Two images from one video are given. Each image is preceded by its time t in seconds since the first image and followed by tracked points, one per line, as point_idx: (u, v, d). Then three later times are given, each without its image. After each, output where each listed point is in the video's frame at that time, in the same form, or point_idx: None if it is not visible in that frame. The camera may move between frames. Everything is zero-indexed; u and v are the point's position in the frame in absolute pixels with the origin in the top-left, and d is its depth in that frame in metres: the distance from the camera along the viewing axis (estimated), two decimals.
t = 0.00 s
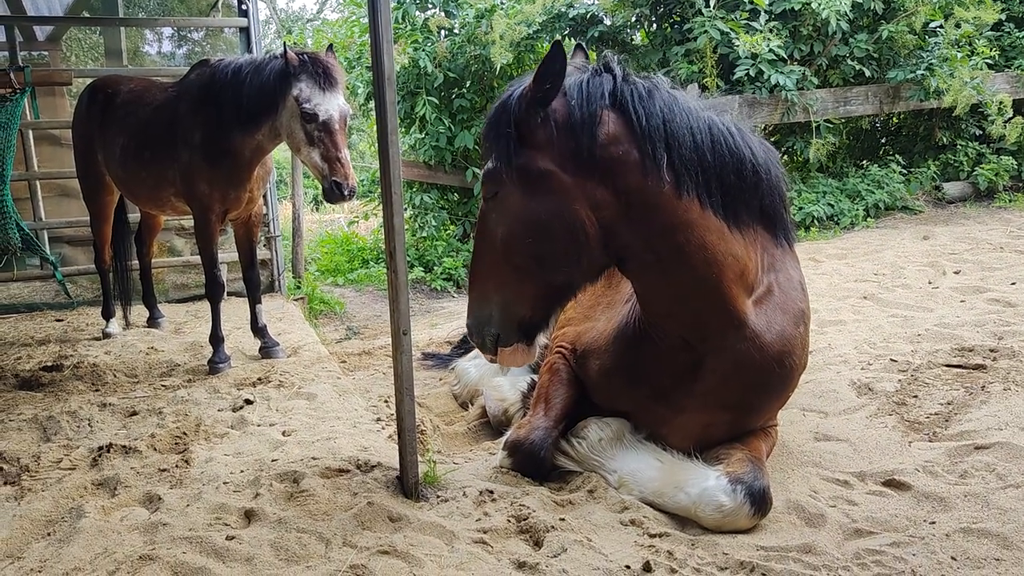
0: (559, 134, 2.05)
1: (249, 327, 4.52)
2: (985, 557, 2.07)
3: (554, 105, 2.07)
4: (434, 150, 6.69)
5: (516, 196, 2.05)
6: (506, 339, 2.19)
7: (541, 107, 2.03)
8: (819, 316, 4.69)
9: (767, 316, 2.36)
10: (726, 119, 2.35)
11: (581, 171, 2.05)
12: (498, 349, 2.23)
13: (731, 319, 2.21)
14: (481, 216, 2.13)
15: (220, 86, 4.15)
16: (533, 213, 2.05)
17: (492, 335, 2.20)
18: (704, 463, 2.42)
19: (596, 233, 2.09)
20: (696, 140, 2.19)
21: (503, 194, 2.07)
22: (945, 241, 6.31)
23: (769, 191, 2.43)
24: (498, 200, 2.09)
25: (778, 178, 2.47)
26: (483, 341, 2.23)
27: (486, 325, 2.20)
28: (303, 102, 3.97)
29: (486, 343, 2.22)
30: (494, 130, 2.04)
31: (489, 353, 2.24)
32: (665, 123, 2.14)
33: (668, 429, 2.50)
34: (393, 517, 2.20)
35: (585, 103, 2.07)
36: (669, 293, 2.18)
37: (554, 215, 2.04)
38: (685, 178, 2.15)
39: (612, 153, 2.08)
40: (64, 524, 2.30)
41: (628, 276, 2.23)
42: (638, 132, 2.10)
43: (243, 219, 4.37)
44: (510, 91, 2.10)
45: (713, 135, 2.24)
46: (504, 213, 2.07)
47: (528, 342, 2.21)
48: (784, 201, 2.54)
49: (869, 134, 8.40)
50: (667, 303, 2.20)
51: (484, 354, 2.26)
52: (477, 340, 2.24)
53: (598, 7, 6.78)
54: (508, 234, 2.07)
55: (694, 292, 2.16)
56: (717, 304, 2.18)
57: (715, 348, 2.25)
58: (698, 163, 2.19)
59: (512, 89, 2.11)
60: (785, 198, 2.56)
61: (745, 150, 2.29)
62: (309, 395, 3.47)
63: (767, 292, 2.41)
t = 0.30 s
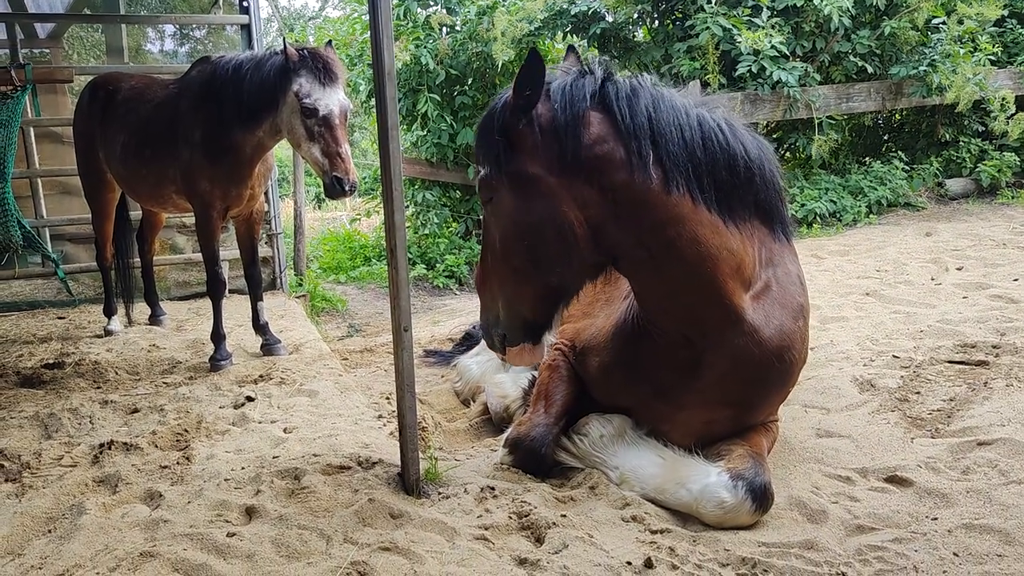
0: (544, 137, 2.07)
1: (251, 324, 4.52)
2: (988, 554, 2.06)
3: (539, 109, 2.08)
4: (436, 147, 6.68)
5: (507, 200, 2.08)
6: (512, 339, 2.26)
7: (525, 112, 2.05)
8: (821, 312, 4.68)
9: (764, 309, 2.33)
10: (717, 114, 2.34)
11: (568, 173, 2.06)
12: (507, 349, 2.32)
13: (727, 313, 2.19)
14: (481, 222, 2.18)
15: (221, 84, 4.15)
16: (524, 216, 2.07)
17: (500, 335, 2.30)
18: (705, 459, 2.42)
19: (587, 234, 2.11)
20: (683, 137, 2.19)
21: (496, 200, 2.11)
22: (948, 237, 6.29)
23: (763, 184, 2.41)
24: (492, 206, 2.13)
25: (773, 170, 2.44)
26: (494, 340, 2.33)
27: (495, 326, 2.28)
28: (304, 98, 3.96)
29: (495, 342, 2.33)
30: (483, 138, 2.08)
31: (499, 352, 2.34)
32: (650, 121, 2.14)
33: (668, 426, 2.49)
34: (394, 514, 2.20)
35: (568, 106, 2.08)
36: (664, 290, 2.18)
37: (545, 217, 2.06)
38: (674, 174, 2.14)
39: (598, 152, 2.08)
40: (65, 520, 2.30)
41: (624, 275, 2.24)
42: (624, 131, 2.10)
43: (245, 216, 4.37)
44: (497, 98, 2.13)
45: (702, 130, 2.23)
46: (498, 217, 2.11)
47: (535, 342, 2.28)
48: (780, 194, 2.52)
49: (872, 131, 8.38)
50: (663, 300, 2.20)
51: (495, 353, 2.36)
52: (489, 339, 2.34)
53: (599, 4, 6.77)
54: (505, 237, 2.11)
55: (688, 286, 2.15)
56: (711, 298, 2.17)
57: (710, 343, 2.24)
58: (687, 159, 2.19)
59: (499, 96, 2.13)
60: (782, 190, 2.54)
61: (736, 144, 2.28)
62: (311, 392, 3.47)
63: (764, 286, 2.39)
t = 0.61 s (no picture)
0: (535, 134, 2.05)
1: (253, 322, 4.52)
2: (995, 552, 2.04)
3: (531, 106, 2.08)
4: (439, 145, 6.67)
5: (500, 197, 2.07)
6: (511, 332, 2.25)
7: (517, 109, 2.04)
8: (825, 310, 4.66)
9: (762, 303, 2.31)
10: (711, 109, 2.33)
11: (560, 170, 2.05)
12: (506, 341, 2.31)
13: (722, 307, 2.17)
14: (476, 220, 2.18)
15: (224, 80, 4.14)
16: (516, 214, 2.06)
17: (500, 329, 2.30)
18: (709, 457, 2.41)
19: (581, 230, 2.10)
20: (676, 132, 2.18)
21: (490, 198, 2.10)
22: (952, 235, 6.26)
23: (760, 178, 2.39)
24: (486, 203, 2.12)
25: (770, 164, 2.42)
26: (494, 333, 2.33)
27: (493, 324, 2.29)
28: (306, 95, 3.94)
29: (495, 335, 2.33)
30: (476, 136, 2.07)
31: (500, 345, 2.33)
32: (641, 117, 2.13)
33: (671, 423, 2.48)
34: (397, 512, 2.19)
35: (559, 102, 2.07)
36: (658, 285, 2.17)
37: (538, 215, 2.05)
38: (667, 169, 2.13)
39: (590, 149, 2.06)
40: (68, 518, 2.30)
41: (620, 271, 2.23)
42: (615, 127, 2.10)
43: (247, 213, 4.37)
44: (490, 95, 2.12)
45: (694, 125, 2.22)
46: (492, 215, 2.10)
47: (533, 335, 2.27)
48: (778, 188, 2.51)
49: (875, 128, 8.35)
50: (658, 295, 2.19)
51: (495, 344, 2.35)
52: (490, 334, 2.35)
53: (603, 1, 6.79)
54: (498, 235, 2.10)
55: (683, 281, 2.14)
56: (706, 293, 2.15)
57: (705, 338, 2.23)
58: (679, 154, 2.18)
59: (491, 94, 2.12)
60: (780, 183, 2.51)
61: (731, 139, 2.27)
62: (314, 390, 3.47)
63: (762, 280, 2.37)
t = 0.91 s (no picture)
0: (531, 137, 2.06)
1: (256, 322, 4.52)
2: (1001, 553, 2.03)
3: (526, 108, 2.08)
4: (441, 145, 6.66)
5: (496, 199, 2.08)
6: (512, 332, 2.25)
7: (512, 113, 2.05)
8: (829, 309, 4.65)
9: (763, 302, 2.30)
10: (710, 109, 2.32)
11: (556, 172, 2.06)
12: (508, 344, 2.29)
13: (721, 307, 2.16)
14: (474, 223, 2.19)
15: (227, 80, 4.14)
16: (513, 216, 2.07)
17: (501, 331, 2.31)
18: (712, 457, 2.39)
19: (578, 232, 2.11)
20: (673, 132, 2.18)
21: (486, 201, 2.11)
22: (957, 234, 6.23)
23: (760, 177, 2.37)
24: (486, 206, 2.14)
25: (771, 163, 2.40)
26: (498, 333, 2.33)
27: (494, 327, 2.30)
28: (306, 93, 3.94)
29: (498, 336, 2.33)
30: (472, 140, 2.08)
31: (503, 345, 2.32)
32: (637, 118, 2.13)
33: (674, 423, 2.47)
34: (400, 512, 2.19)
35: (555, 104, 2.07)
36: (657, 286, 2.16)
37: (534, 217, 2.06)
38: (664, 170, 2.13)
39: (585, 151, 2.07)
40: (70, 518, 2.30)
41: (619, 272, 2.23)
42: (612, 129, 2.10)
43: (250, 213, 4.36)
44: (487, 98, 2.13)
45: (691, 126, 2.21)
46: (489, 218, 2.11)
47: (535, 337, 2.25)
48: (781, 187, 2.49)
49: (879, 127, 8.33)
50: (657, 296, 2.19)
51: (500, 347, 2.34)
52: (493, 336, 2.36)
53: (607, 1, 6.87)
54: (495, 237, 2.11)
55: (681, 281, 2.13)
56: (705, 293, 2.14)
57: (704, 337, 2.22)
58: (677, 154, 2.17)
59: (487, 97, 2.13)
60: (783, 182, 2.49)
61: (731, 138, 2.26)
62: (316, 389, 3.46)
63: (763, 279, 2.35)
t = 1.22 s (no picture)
0: (534, 144, 2.04)
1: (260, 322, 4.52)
2: (1008, 554, 2.02)
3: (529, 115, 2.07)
4: (445, 144, 6.66)
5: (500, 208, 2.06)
6: (515, 342, 2.21)
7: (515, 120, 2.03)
8: (834, 309, 4.63)
9: (769, 303, 2.29)
10: (712, 112, 2.32)
11: (561, 180, 2.04)
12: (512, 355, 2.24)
13: (729, 311, 2.16)
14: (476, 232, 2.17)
15: (231, 79, 4.14)
16: (517, 225, 2.05)
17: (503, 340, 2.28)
18: (717, 457, 2.38)
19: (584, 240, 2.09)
20: (677, 137, 2.17)
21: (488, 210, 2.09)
22: (962, 233, 6.21)
23: (764, 179, 2.37)
24: (488, 214, 2.11)
25: (774, 164, 2.40)
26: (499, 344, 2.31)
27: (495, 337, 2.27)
28: (307, 93, 3.93)
29: (500, 346, 2.30)
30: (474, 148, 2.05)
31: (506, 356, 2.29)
32: (641, 123, 2.12)
33: (679, 424, 2.46)
34: (404, 511, 2.19)
35: (558, 111, 2.06)
36: (663, 291, 2.15)
37: (539, 225, 2.04)
38: (669, 175, 2.12)
39: (590, 158, 2.05)
40: (75, 518, 2.30)
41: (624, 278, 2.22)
42: (615, 135, 2.09)
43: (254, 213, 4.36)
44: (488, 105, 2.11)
45: (694, 130, 2.21)
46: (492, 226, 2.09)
47: (539, 346, 2.21)
48: (785, 188, 2.49)
49: (883, 127, 8.31)
50: (664, 301, 2.18)
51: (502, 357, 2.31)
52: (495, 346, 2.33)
53: None
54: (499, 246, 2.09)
55: (688, 286, 2.13)
56: (712, 296, 2.13)
57: (712, 341, 2.21)
58: (681, 159, 2.16)
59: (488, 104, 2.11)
60: (787, 183, 2.49)
61: (734, 141, 2.25)
62: (320, 389, 3.46)
63: (769, 281, 2.34)
